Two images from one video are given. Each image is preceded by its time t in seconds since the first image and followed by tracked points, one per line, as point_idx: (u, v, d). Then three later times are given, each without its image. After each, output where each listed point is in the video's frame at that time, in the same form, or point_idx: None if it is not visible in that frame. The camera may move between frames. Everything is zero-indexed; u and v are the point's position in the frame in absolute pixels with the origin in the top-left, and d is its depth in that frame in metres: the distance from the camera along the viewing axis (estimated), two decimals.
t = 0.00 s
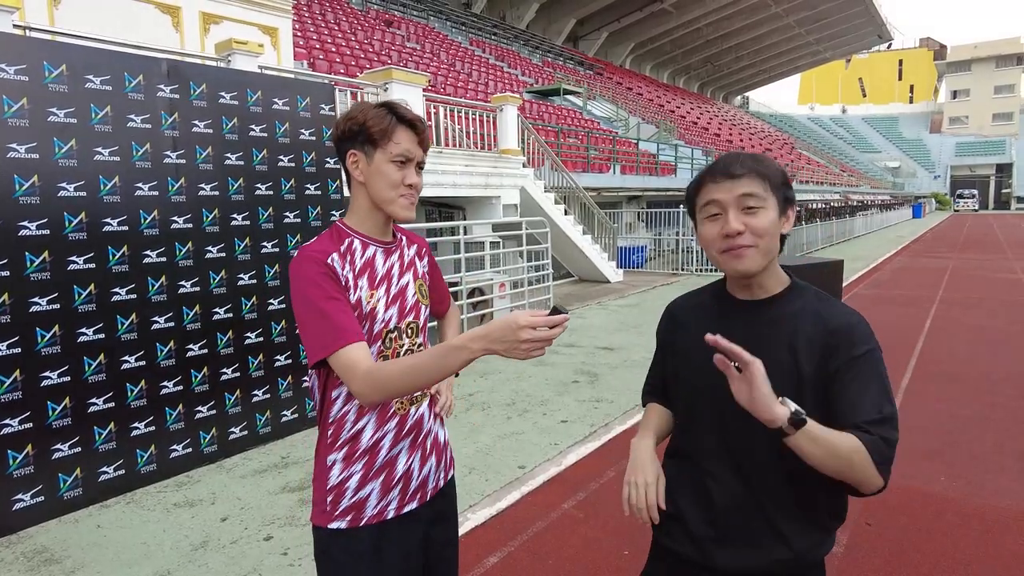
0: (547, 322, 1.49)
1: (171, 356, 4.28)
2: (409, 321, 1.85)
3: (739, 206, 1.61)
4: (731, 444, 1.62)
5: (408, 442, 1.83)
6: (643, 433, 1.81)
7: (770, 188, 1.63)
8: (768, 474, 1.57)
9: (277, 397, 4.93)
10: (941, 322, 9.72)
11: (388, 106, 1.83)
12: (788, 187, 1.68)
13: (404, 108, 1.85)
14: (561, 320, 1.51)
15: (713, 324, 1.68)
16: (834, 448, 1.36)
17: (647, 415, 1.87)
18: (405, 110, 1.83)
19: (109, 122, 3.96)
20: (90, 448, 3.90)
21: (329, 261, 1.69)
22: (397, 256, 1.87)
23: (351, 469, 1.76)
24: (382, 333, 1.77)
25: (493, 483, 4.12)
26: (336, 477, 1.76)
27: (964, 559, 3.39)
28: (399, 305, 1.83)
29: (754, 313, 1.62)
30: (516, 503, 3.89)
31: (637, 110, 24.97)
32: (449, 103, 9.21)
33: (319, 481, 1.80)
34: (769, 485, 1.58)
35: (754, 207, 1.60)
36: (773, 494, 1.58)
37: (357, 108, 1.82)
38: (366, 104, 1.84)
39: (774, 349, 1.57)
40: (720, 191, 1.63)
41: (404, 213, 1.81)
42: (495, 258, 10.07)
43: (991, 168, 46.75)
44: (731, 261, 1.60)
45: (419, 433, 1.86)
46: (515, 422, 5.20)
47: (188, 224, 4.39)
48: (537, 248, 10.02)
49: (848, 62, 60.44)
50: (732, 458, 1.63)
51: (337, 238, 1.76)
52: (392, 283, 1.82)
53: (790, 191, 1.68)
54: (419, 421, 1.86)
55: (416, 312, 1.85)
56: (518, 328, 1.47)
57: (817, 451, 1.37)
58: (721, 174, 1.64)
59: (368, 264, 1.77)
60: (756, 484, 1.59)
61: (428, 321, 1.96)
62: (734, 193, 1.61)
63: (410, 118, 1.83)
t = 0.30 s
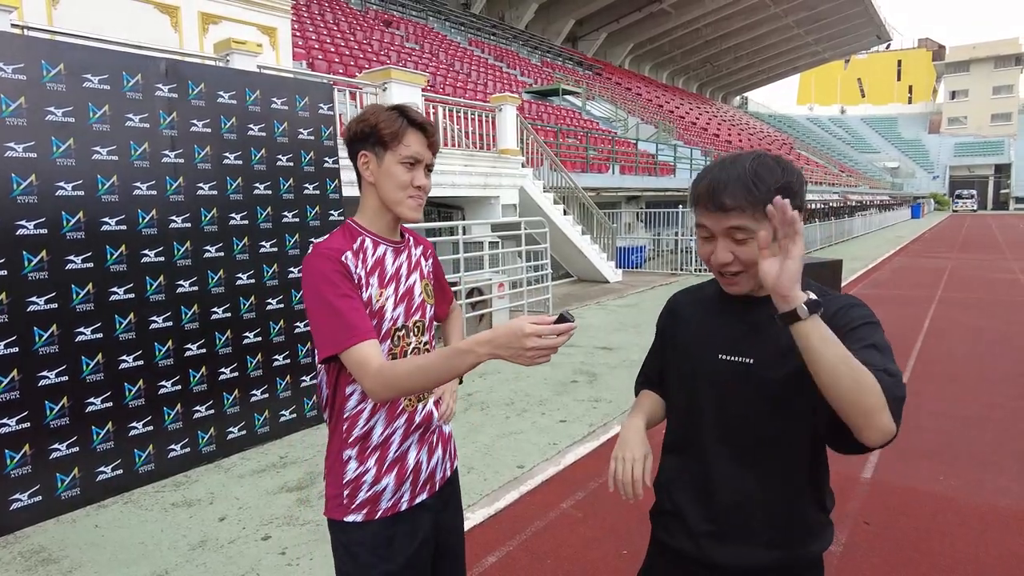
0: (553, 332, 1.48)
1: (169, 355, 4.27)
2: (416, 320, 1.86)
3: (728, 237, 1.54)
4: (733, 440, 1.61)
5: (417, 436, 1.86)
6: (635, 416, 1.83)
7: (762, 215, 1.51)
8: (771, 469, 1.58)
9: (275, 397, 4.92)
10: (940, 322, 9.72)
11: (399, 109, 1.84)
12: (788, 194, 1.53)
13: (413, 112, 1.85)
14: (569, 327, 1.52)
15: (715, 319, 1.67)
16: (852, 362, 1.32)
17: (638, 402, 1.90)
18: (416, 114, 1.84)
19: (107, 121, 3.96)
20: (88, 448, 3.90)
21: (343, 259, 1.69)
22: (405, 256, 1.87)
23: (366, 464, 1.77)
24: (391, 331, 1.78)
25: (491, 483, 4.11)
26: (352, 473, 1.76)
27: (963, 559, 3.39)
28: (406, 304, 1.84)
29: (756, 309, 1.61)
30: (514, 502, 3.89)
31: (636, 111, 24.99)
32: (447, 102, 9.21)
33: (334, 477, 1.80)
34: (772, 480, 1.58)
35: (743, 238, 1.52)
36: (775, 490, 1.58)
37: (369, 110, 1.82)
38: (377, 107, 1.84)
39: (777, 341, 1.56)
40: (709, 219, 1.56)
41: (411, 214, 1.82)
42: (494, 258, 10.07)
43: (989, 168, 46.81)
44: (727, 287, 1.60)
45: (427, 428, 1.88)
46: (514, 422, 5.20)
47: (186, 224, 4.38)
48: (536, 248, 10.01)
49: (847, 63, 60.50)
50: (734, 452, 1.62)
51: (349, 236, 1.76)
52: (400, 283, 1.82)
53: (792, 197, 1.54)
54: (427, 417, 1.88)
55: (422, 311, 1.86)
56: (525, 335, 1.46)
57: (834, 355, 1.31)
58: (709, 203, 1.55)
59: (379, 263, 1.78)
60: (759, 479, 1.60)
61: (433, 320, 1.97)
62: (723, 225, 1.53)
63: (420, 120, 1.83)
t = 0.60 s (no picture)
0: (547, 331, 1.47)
1: (164, 354, 4.25)
2: (420, 317, 1.84)
3: (744, 170, 1.63)
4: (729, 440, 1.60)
5: (416, 431, 1.84)
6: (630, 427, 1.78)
7: (780, 167, 1.64)
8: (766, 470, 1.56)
9: (272, 396, 4.90)
10: (936, 320, 9.74)
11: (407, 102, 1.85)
12: (800, 178, 1.67)
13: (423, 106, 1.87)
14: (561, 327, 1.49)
15: (709, 317, 1.65)
16: (827, 477, 1.44)
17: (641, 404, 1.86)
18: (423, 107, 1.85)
19: (101, 118, 3.93)
20: (83, 447, 3.87)
21: (349, 255, 1.67)
22: (411, 253, 1.85)
23: (365, 455, 1.76)
24: (394, 328, 1.76)
25: (489, 481, 4.10)
26: (352, 461, 1.76)
27: (961, 557, 3.38)
28: (410, 301, 1.82)
29: (747, 308, 1.60)
30: (511, 501, 3.88)
31: (633, 110, 25.01)
32: (445, 101, 9.20)
33: (334, 463, 1.80)
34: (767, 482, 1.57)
35: (757, 175, 1.61)
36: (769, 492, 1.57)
37: (372, 107, 1.82)
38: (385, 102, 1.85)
39: (770, 343, 1.54)
40: (731, 158, 1.67)
41: (415, 206, 1.79)
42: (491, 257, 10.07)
43: (985, 168, 46.96)
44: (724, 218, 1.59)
45: (426, 422, 1.86)
46: (511, 420, 5.19)
47: (181, 222, 4.36)
48: (533, 247, 9.99)
49: (843, 63, 60.65)
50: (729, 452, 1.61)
51: (356, 231, 1.74)
52: (406, 279, 1.80)
53: (802, 181, 1.67)
54: (426, 412, 1.86)
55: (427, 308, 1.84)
56: (519, 336, 1.44)
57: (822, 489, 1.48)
58: (739, 143, 1.69)
59: (384, 260, 1.75)
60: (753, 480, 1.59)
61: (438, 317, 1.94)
62: (742, 159, 1.63)
63: (422, 113, 1.82)
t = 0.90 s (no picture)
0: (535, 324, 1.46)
1: (160, 353, 4.24)
2: (417, 316, 1.83)
3: (779, 175, 1.60)
4: (728, 441, 1.60)
5: (413, 431, 1.84)
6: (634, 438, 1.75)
7: (816, 176, 1.61)
8: (765, 471, 1.57)
9: (268, 395, 4.88)
10: (930, 320, 9.78)
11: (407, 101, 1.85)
12: (828, 186, 1.64)
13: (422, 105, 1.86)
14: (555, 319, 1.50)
15: (717, 313, 1.64)
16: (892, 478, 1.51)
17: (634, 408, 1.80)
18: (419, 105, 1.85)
19: (96, 116, 3.92)
20: (77, 447, 3.85)
21: (345, 254, 1.67)
22: (410, 251, 1.84)
23: (360, 455, 1.76)
24: (390, 327, 1.75)
25: (486, 480, 4.10)
26: (347, 461, 1.76)
27: (957, 556, 3.39)
28: (408, 300, 1.81)
29: (761, 306, 1.59)
30: (509, 500, 3.88)
31: (629, 110, 25.05)
32: (441, 101, 9.19)
33: (329, 462, 1.80)
34: (765, 481, 1.58)
35: (791, 182, 1.58)
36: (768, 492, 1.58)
37: (364, 106, 1.83)
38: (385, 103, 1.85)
39: (780, 345, 1.55)
40: (770, 156, 1.62)
41: (412, 201, 1.78)
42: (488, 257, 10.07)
43: (979, 168, 47.17)
44: (753, 230, 1.58)
45: (423, 423, 1.86)
46: (508, 420, 5.19)
47: (177, 221, 4.34)
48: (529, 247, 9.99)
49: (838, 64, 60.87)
50: (727, 452, 1.61)
51: (355, 229, 1.75)
52: (404, 278, 1.80)
53: (829, 189, 1.64)
54: (423, 413, 1.86)
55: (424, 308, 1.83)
56: (511, 330, 1.45)
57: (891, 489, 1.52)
58: (778, 142, 1.64)
59: (381, 258, 1.75)
60: (753, 481, 1.59)
61: (437, 316, 1.93)
62: (778, 161, 1.60)
63: (413, 107, 1.82)
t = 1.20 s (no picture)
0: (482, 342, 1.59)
1: (157, 353, 4.23)
2: (402, 322, 1.84)
3: (732, 192, 1.58)
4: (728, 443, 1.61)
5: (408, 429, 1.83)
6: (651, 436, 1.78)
7: (770, 181, 1.55)
8: (765, 473, 1.58)
9: (265, 395, 4.88)
10: (926, 320, 9.82)
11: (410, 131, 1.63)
12: (803, 185, 1.56)
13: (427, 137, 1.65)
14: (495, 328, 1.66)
15: (721, 318, 1.65)
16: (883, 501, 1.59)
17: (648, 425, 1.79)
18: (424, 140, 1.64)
19: (93, 116, 3.91)
20: (74, 448, 3.84)
21: (319, 275, 1.66)
22: (391, 259, 1.81)
23: (358, 455, 1.76)
24: (377, 339, 1.77)
25: (484, 480, 4.10)
26: (344, 461, 1.76)
27: (952, 555, 3.41)
28: (392, 309, 1.82)
29: (762, 311, 1.59)
30: (506, 500, 3.88)
31: (626, 110, 25.09)
32: (437, 101, 9.19)
33: (328, 462, 1.80)
34: (765, 483, 1.58)
35: (742, 197, 1.56)
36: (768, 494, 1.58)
37: (380, 127, 1.61)
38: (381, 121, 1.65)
39: (782, 352, 1.54)
40: (723, 174, 1.62)
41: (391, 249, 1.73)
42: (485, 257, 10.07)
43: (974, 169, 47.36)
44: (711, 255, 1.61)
45: (417, 421, 1.86)
46: (505, 420, 5.19)
47: (174, 221, 4.33)
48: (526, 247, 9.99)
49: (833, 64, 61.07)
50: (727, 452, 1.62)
51: (332, 243, 1.74)
52: (385, 288, 1.80)
53: (805, 187, 1.56)
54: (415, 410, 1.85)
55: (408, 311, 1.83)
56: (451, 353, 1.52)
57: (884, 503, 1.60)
58: (732, 159, 1.61)
59: (359, 273, 1.74)
60: (753, 482, 1.60)
61: (426, 313, 1.93)
62: (728, 179, 1.59)
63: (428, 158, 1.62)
